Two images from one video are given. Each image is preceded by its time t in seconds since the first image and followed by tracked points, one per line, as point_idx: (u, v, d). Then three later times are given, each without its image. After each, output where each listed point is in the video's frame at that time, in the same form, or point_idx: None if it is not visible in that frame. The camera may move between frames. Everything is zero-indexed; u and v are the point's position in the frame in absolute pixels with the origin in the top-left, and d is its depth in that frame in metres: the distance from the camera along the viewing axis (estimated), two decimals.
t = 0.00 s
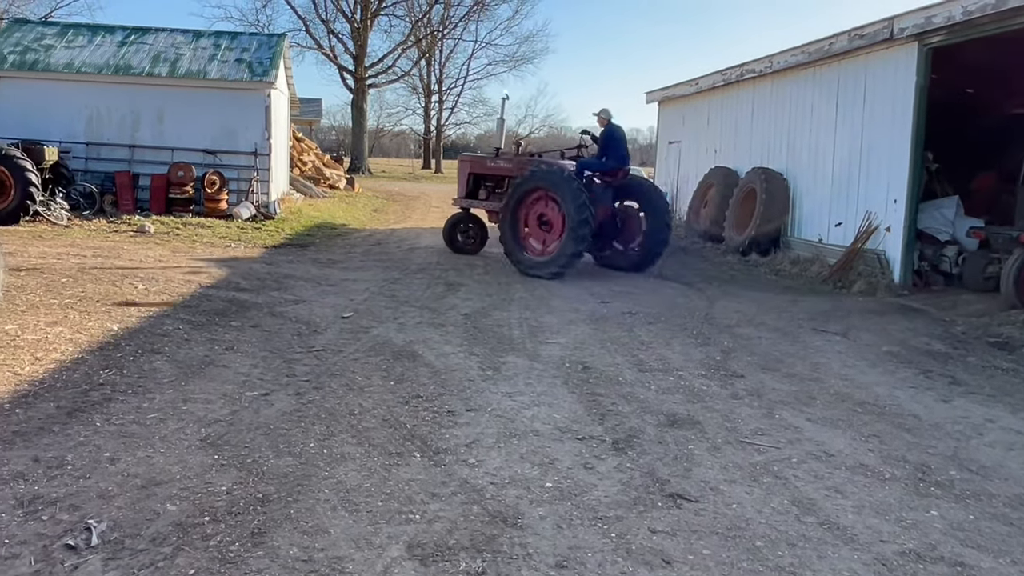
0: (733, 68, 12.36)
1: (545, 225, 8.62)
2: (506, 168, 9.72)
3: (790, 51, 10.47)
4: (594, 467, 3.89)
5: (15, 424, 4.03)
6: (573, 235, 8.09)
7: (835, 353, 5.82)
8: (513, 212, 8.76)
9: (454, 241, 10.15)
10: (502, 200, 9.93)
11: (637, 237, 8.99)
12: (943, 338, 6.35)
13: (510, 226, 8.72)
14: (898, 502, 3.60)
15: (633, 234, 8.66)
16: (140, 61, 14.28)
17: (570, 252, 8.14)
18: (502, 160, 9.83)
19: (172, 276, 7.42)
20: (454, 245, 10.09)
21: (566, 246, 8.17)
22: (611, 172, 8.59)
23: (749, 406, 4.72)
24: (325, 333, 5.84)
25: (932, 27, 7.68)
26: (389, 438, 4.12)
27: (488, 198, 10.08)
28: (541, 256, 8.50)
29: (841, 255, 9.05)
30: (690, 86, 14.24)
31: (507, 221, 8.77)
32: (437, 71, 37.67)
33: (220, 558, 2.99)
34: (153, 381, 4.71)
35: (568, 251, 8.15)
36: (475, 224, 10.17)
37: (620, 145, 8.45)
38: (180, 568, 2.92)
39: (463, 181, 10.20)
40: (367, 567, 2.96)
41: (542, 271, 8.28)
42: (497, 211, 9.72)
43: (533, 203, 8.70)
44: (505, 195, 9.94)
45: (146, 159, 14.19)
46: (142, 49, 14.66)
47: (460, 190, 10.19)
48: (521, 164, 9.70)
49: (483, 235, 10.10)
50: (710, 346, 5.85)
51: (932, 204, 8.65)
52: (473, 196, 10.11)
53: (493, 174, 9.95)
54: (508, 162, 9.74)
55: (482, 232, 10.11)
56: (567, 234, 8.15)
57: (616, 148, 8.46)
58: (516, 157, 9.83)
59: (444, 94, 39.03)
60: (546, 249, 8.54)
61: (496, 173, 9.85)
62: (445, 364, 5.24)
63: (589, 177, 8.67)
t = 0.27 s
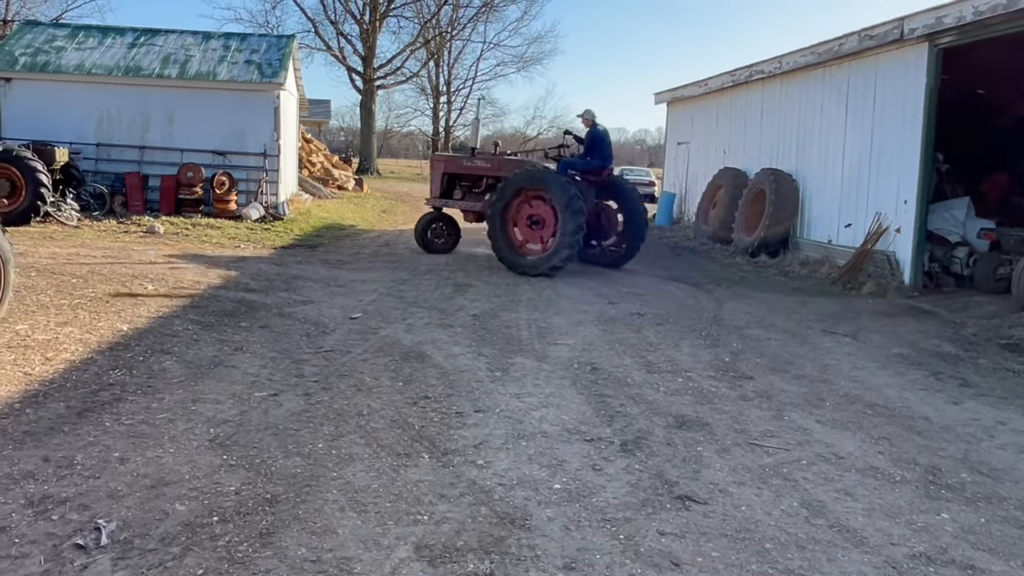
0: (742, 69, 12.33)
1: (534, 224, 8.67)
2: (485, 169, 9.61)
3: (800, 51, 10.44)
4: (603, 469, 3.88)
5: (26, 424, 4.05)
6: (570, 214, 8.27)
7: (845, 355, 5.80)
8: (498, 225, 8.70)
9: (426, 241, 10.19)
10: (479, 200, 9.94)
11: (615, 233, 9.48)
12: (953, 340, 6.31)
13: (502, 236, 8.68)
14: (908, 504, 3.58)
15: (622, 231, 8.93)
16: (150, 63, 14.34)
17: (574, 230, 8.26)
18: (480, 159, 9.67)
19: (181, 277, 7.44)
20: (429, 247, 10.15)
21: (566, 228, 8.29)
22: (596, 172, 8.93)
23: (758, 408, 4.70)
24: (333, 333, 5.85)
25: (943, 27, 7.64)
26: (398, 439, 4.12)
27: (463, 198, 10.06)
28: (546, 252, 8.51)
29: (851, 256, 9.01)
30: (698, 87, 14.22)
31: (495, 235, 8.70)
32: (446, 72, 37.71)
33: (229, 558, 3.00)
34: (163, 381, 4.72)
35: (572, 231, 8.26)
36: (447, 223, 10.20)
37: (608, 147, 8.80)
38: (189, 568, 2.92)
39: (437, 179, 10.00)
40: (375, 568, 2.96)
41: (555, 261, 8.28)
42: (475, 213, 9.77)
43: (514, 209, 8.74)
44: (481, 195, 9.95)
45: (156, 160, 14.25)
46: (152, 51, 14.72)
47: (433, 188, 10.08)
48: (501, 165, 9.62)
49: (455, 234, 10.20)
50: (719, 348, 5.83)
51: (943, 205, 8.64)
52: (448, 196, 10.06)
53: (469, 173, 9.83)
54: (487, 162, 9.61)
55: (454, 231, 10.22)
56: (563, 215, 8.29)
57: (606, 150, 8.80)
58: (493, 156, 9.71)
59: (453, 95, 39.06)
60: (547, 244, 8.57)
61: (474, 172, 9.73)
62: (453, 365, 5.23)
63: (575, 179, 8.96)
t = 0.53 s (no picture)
0: (752, 69, 12.29)
1: (523, 224, 8.76)
2: (463, 168, 9.71)
3: (811, 52, 10.40)
4: (613, 470, 3.87)
5: (39, 424, 4.07)
6: (559, 196, 8.50)
7: (856, 357, 5.77)
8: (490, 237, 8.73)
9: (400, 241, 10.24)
10: (456, 200, 10.04)
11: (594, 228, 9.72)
12: (965, 341, 6.28)
13: (497, 243, 8.72)
14: (920, 507, 3.56)
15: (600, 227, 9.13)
16: (162, 64, 14.41)
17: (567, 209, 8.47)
18: (457, 159, 9.80)
19: (191, 277, 7.47)
20: (404, 246, 10.21)
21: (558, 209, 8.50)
22: (578, 170, 9.13)
23: (769, 410, 4.68)
24: (344, 334, 5.86)
25: (956, 27, 7.60)
26: (408, 440, 4.12)
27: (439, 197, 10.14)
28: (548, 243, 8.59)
29: (862, 257, 8.98)
30: (709, 87, 14.19)
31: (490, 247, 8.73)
32: (456, 73, 37.76)
33: (240, 558, 3.00)
34: (174, 381, 4.74)
35: (565, 210, 8.46)
36: (422, 223, 10.30)
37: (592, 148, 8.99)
38: (200, 567, 2.93)
39: (413, 178, 10.15)
40: (385, 568, 2.97)
41: (560, 244, 8.40)
42: (452, 213, 9.87)
43: (498, 218, 8.80)
44: (458, 194, 10.05)
45: (167, 161, 14.31)
46: (163, 52, 14.79)
47: (407, 188, 10.18)
48: (478, 165, 9.71)
49: (429, 234, 10.28)
50: (730, 349, 5.81)
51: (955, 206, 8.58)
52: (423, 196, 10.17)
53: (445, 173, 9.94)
54: (464, 161, 9.72)
55: (427, 230, 10.29)
56: (552, 198, 8.52)
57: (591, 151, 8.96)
58: (470, 156, 9.82)
59: (463, 96, 39.12)
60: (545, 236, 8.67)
61: (451, 171, 9.82)
62: (463, 366, 5.23)
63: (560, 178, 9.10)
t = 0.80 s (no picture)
0: (766, 70, 12.25)
1: (516, 225, 8.89)
2: (443, 168, 9.67)
3: (825, 52, 10.36)
4: (625, 471, 3.87)
5: (55, 423, 4.10)
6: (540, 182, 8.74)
7: (870, 358, 5.73)
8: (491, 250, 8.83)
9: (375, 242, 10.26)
10: (435, 200, 10.02)
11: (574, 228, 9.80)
12: (980, 343, 6.23)
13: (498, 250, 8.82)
14: (935, 510, 3.53)
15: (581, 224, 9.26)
16: (176, 66, 14.48)
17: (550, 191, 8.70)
18: (437, 159, 9.74)
19: (205, 278, 7.50)
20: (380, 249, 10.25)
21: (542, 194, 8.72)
22: (561, 169, 9.26)
23: (782, 411, 4.66)
24: (356, 335, 5.87)
25: (971, 27, 7.54)
26: (420, 441, 4.13)
27: (417, 196, 10.10)
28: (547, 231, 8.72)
29: (876, 259, 8.93)
30: (721, 88, 14.15)
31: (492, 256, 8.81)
32: (468, 74, 37.81)
33: (253, 557, 3.01)
34: (187, 381, 4.75)
35: (550, 192, 8.68)
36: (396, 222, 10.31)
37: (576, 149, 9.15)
38: (213, 567, 2.94)
39: (390, 178, 10.05)
40: (398, 569, 2.97)
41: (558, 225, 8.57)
42: (432, 213, 9.86)
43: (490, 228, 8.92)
44: (437, 194, 10.03)
45: (181, 162, 14.40)
46: (177, 54, 14.87)
47: (385, 187, 10.11)
48: (458, 165, 9.69)
49: (404, 235, 10.35)
50: (743, 351, 5.78)
51: (970, 207, 8.52)
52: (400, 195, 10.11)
53: (424, 173, 9.89)
54: (444, 162, 9.68)
55: (402, 231, 10.36)
56: (533, 187, 8.73)
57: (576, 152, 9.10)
58: (450, 155, 9.78)
59: (476, 98, 39.17)
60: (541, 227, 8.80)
61: (431, 171, 9.78)
62: (475, 367, 5.23)
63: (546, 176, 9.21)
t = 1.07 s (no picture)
0: (782, 70, 12.20)
1: (509, 224, 8.98)
2: (426, 168, 9.72)
3: (842, 52, 10.30)
4: (641, 473, 3.86)
5: (73, 423, 4.13)
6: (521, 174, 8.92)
7: (888, 360, 5.70)
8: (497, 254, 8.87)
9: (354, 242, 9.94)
10: (416, 201, 10.02)
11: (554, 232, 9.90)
12: (998, 345, 6.17)
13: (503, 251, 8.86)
14: (954, 513, 3.50)
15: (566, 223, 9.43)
16: (193, 68, 14.58)
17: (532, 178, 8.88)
18: (420, 159, 9.81)
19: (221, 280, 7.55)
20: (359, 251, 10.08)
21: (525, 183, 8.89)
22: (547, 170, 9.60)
23: (799, 413, 4.63)
24: (371, 336, 5.89)
25: (990, 26, 7.48)
26: (435, 441, 4.13)
27: (397, 197, 10.09)
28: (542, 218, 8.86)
29: (894, 260, 8.86)
30: (737, 88, 14.10)
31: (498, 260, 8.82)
32: (482, 76, 37.87)
33: (270, 557, 3.03)
34: (204, 382, 4.78)
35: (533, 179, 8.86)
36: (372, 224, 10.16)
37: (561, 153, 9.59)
38: (230, 566, 2.96)
39: (370, 178, 10.00)
40: (413, 569, 2.97)
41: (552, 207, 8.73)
42: (412, 213, 9.84)
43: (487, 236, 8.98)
44: (418, 195, 10.05)
45: (198, 164, 14.50)
46: (194, 57, 14.97)
47: (364, 188, 10.07)
48: (441, 165, 9.76)
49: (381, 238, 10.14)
50: (759, 352, 5.76)
51: (989, 208, 8.45)
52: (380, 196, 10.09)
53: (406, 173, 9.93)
54: (426, 161, 9.75)
55: (380, 233, 10.17)
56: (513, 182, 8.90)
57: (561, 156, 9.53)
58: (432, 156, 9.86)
59: (490, 99, 39.24)
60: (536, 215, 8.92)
61: (413, 171, 9.82)
62: (490, 368, 5.24)
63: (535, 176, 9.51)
